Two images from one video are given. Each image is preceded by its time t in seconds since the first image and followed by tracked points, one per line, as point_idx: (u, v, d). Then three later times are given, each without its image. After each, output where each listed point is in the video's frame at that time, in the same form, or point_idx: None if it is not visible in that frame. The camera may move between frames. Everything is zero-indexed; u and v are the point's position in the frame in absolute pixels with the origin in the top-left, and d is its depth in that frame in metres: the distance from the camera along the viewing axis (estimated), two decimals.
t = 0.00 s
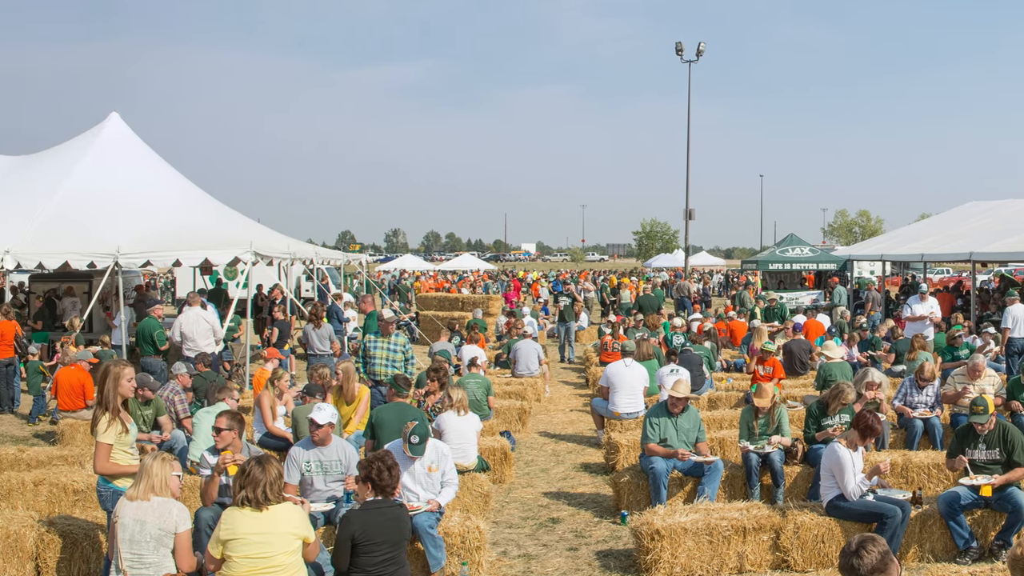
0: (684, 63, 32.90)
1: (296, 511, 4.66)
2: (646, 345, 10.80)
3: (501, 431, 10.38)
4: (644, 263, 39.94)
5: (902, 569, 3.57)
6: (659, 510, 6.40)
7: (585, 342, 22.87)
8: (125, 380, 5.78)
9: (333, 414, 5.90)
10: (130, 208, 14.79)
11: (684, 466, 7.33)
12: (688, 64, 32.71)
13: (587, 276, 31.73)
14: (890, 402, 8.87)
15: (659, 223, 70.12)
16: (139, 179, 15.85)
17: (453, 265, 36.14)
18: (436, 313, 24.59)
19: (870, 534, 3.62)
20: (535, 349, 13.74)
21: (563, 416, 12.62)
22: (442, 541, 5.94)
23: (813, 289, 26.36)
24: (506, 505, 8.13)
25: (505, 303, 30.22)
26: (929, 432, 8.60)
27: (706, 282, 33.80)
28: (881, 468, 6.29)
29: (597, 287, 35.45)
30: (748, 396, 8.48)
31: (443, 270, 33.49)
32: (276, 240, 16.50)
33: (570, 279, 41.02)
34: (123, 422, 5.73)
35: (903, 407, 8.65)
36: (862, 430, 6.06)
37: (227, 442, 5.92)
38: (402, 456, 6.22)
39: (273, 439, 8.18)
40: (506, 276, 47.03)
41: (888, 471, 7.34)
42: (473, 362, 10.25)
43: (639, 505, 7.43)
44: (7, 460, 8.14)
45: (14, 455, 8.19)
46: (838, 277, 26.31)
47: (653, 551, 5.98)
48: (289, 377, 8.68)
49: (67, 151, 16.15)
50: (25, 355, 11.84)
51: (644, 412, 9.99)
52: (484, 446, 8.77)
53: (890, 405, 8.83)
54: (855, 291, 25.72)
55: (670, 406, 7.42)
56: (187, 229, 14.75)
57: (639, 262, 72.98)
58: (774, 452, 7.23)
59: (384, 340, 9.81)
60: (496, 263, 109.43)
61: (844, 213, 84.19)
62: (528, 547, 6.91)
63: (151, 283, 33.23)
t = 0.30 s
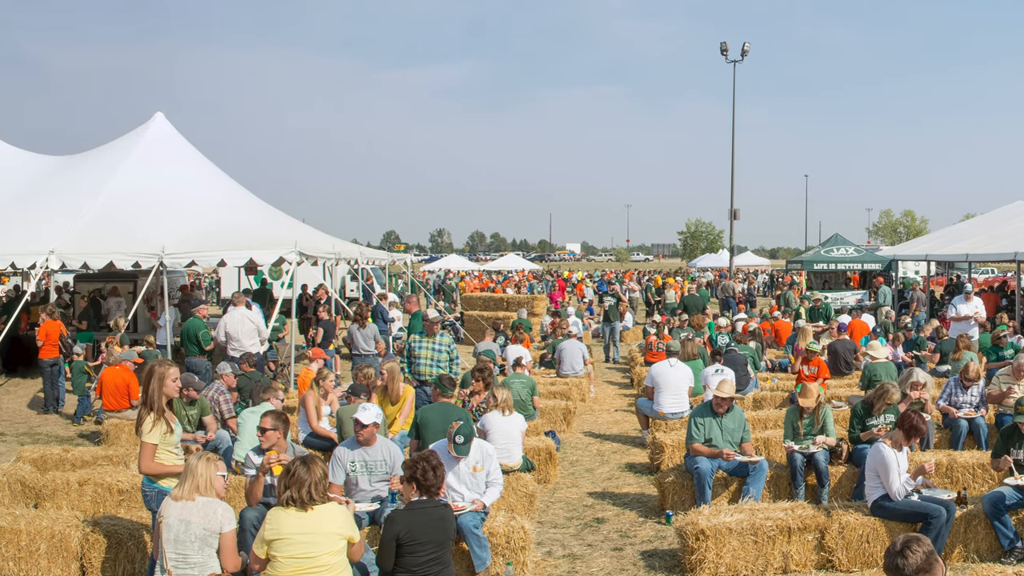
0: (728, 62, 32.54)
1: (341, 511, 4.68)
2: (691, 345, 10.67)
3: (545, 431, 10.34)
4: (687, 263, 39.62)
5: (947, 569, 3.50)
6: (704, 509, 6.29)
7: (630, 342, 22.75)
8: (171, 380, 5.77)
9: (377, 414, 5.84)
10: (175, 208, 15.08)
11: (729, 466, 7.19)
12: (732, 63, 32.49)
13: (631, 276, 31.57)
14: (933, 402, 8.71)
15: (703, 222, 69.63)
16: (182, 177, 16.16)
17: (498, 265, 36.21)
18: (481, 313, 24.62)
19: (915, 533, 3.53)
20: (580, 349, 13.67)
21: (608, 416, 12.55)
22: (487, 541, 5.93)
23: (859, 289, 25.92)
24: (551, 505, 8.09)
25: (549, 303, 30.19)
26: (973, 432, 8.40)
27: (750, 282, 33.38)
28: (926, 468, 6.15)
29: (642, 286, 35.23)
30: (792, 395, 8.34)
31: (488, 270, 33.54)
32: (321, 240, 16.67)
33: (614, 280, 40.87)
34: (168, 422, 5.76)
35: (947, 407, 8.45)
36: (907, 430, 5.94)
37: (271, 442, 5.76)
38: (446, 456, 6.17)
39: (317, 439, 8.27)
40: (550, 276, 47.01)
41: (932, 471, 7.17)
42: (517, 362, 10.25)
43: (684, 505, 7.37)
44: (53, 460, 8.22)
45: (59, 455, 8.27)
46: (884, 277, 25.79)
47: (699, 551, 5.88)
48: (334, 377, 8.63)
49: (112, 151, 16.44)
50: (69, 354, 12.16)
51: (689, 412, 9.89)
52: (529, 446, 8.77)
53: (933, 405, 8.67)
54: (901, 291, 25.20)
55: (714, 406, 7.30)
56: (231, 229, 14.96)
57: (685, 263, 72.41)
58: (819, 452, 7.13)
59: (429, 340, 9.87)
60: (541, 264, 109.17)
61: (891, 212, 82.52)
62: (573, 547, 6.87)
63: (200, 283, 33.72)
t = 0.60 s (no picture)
0: (775, 61, 32.40)
1: (386, 511, 4.66)
2: (734, 345, 10.61)
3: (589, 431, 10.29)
4: (732, 263, 39.44)
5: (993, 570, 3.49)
6: (747, 509, 6.25)
7: (675, 342, 22.70)
8: (215, 380, 5.64)
9: (422, 414, 5.79)
10: (220, 208, 15.21)
11: (773, 466, 7.18)
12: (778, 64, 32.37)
13: (676, 276, 31.46)
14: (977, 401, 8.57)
15: (750, 222, 69.38)
16: (226, 177, 16.34)
17: (542, 265, 36.13)
18: (526, 313, 24.50)
19: (960, 534, 3.54)
20: (624, 349, 13.61)
21: (653, 416, 12.50)
22: (532, 541, 5.90)
23: (903, 289, 25.76)
24: (596, 505, 8.01)
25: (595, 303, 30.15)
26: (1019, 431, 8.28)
27: (796, 282, 33.00)
28: (970, 468, 6.07)
29: (687, 286, 35.12)
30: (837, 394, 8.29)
31: (534, 270, 33.56)
32: (367, 241, 16.71)
33: (659, 280, 40.84)
34: (212, 422, 5.62)
35: (992, 407, 8.34)
36: (952, 430, 5.83)
37: (316, 442, 5.86)
38: (492, 457, 6.18)
39: (362, 439, 8.26)
40: (594, 276, 47.06)
41: (977, 471, 7.09)
42: (562, 362, 10.20)
43: (729, 505, 7.26)
44: (99, 460, 8.31)
45: (104, 455, 8.35)
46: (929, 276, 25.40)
47: (743, 551, 5.86)
48: (379, 378, 8.73)
49: (158, 151, 16.80)
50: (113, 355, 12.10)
51: (734, 412, 9.82)
52: (574, 446, 8.64)
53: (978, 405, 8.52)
54: (947, 292, 24.87)
55: (759, 406, 7.27)
56: (276, 229, 15.01)
57: (729, 263, 72.15)
58: (863, 452, 7.05)
59: (474, 340, 9.76)
60: (582, 263, 108.96)
61: (934, 213, 81.50)
62: (617, 547, 6.81)
63: (246, 283, 34.23)
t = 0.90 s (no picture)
0: (820, 60, 32.18)
1: (430, 510, 4.58)
2: (780, 345, 10.56)
3: (634, 431, 10.25)
4: (776, 262, 39.30)
5: None
6: (792, 509, 6.20)
7: (719, 342, 22.59)
8: (260, 380, 5.67)
9: (467, 414, 5.77)
10: (265, 208, 15.31)
11: (818, 466, 7.09)
12: (822, 63, 32.22)
13: (720, 277, 31.33)
14: None
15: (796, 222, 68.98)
16: (271, 177, 16.43)
17: (587, 265, 35.94)
18: (571, 313, 24.49)
19: (1005, 534, 3.48)
20: (669, 349, 13.57)
21: (698, 416, 12.44)
22: (577, 541, 5.87)
23: (948, 290, 25.71)
24: (640, 505, 7.98)
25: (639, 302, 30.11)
26: None
27: (840, 282, 32.70)
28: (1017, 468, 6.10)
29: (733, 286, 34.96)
30: (883, 393, 8.26)
31: (578, 269, 33.51)
32: (412, 241, 16.41)
33: (704, 279, 40.77)
34: (257, 422, 5.65)
35: None
36: (996, 430, 5.97)
37: (361, 442, 5.67)
38: (536, 456, 6.10)
39: (407, 439, 8.25)
40: (638, 276, 47.10)
41: None
42: (606, 362, 10.15)
43: (773, 505, 7.26)
44: (144, 460, 8.32)
45: (149, 455, 8.36)
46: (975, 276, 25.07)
47: (788, 551, 5.82)
48: (423, 377, 8.57)
49: (203, 151, 16.89)
50: (159, 354, 12.19)
51: (779, 412, 9.78)
52: (619, 446, 8.67)
53: None
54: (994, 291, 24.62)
55: (804, 406, 7.21)
56: (322, 229, 15.05)
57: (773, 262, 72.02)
58: (908, 452, 7.08)
59: (518, 340, 9.73)
60: (626, 263, 108.44)
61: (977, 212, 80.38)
62: (662, 547, 6.78)
63: (289, 283, 34.63)
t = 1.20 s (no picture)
0: (865, 60, 32.04)
1: (475, 510, 4.50)
2: (824, 345, 10.46)
3: (679, 431, 10.20)
4: (821, 262, 39.15)
5: None
6: (836, 509, 6.26)
7: (764, 342, 22.49)
8: (305, 380, 5.51)
9: (512, 414, 5.71)
10: (309, 207, 15.43)
11: (863, 466, 7.12)
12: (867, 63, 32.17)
13: (765, 277, 31.21)
14: None
15: (840, 223, 68.77)
16: (314, 177, 16.61)
17: (632, 265, 35.64)
18: (616, 313, 24.10)
19: None
20: (714, 349, 13.54)
21: (743, 416, 12.39)
22: (621, 541, 5.84)
23: (994, 289, 25.68)
24: (685, 505, 7.94)
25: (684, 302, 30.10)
26: None
27: (884, 282, 32.34)
28: None
29: (779, 286, 34.85)
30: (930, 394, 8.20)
31: (623, 269, 33.47)
32: (456, 241, 16.17)
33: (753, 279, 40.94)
34: (301, 422, 5.52)
35: None
36: None
37: (405, 442, 5.68)
38: (580, 456, 6.15)
39: (452, 439, 8.22)
40: (684, 276, 47.43)
41: None
42: (651, 362, 10.13)
43: (818, 505, 7.20)
44: (189, 460, 8.37)
45: (194, 455, 8.40)
46: None
47: (833, 551, 5.87)
48: (468, 377, 8.72)
49: (248, 151, 17.25)
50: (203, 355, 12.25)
51: (824, 412, 9.74)
52: (664, 445, 8.60)
53: None
54: None
55: (848, 406, 7.20)
56: (366, 229, 15.05)
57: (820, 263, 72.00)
58: (953, 452, 7.02)
59: (563, 340, 9.62)
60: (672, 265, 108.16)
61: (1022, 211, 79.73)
62: (707, 547, 6.75)
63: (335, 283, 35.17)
